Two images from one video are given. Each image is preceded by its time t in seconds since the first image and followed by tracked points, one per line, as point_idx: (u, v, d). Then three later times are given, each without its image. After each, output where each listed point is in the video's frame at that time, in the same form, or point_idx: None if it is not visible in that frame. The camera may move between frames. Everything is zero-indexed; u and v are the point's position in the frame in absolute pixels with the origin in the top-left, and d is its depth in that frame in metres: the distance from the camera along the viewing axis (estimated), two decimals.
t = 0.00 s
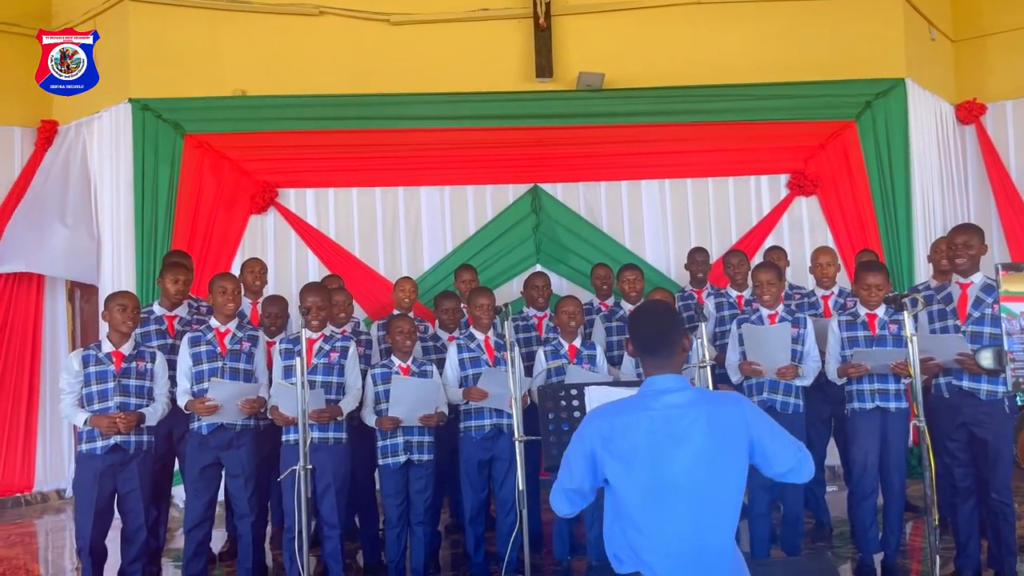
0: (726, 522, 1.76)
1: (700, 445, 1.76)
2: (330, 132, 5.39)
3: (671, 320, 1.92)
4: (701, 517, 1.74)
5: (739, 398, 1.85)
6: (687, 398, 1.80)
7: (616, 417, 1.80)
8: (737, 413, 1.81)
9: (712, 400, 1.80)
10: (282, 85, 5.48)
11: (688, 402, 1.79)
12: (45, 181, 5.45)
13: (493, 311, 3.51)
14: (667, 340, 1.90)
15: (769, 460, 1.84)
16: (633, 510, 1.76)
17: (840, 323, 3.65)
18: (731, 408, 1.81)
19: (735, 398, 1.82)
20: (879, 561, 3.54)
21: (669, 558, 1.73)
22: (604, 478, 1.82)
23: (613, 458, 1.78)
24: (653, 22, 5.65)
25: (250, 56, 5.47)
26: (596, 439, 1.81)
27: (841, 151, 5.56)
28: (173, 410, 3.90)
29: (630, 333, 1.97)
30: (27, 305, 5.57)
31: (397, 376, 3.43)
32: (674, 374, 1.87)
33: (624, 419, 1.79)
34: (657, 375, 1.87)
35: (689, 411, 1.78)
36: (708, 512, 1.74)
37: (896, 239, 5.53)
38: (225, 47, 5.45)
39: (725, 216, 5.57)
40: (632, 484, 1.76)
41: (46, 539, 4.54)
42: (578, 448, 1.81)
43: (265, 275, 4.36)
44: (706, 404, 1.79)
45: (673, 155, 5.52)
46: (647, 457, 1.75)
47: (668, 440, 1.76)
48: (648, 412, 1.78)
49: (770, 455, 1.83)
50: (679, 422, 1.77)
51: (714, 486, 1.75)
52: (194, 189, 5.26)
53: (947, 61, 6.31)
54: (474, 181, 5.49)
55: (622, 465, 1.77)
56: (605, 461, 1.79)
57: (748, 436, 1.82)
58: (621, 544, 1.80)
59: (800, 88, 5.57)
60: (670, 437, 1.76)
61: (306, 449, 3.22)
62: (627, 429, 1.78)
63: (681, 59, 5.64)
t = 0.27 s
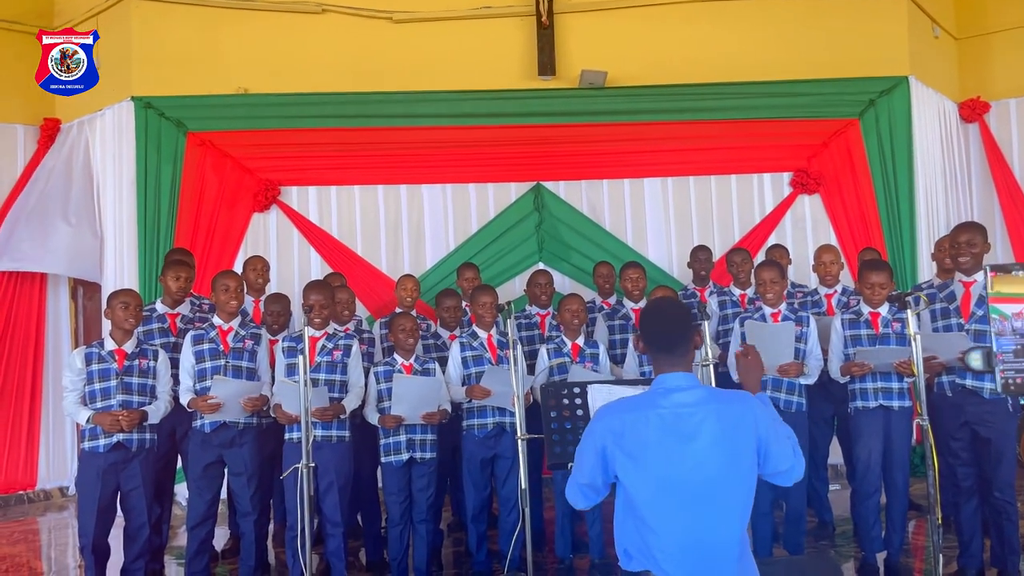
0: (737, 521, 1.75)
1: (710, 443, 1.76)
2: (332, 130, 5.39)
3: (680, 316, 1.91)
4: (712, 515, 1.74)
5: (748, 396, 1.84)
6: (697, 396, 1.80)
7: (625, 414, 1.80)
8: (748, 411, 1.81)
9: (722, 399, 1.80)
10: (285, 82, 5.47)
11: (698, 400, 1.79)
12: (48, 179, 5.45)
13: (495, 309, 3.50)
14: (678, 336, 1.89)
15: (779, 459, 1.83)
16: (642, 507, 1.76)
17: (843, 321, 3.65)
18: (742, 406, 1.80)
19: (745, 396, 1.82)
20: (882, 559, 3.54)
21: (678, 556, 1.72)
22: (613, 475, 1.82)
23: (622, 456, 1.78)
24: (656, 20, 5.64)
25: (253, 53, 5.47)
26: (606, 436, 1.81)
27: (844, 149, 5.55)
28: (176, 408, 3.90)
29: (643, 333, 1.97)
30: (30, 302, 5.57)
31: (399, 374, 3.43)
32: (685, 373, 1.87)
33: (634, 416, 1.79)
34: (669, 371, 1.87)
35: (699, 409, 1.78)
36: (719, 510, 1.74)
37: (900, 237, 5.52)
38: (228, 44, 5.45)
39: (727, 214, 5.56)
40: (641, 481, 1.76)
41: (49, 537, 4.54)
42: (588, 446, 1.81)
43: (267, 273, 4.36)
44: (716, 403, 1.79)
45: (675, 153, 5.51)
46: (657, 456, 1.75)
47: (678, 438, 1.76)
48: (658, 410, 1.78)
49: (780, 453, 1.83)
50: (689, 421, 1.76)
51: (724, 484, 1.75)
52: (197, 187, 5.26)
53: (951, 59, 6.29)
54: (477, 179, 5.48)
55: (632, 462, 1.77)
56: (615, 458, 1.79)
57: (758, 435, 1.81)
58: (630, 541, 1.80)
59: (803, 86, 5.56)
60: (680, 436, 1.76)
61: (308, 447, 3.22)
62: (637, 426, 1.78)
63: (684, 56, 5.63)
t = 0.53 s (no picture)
0: (741, 519, 1.75)
1: (715, 438, 1.75)
2: (335, 127, 5.38)
3: (686, 309, 1.91)
4: (716, 513, 1.73)
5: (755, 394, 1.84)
6: (704, 393, 1.79)
7: (631, 409, 1.80)
8: (755, 409, 1.80)
9: (728, 396, 1.79)
10: (287, 79, 5.47)
11: (705, 397, 1.78)
12: (51, 175, 5.45)
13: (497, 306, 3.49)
14: (687, 331, 1.89)
15: (786, 458, 1.83)
16: (645, 502, 1.76)
17: (846, 318, 3.64)
18: (749, 404, 1.80)
19: (752, 394, 1.82)
20: (884, 557, 3.54)
21: (680, 552, 1.72)
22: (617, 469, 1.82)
23: (626, 450, 1.78)
24: (659, 17, 5.63)
25: (255, 51, 5.46)
26: (610, 430, 1.81)
27: (847, 147, 5.55)
28: (178, 405, 3.90)
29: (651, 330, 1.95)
30: (32, 299, 5.57)
31: (402, 371, 3.44)
32: (694, 368, 1.87)
33: (639, 409, 1.79)
34: (679, 367, 1.87)
35: (706, 406, 1.77)
36: (723, 508, 1.74)
37: (903, 235, 5.51)
38: (230, 41, 5.44)
39: (730, 211, 5.55)
40: (645, 477, 1.76)
41: (52, 533, 4.54)
42: (592, 439, 1.81)
43: (269, 270, 4.33)
44: (723, 400, 1.79)
45: (678, 150, 5.51)
46: (662, 452, 1.75)
47: (683, 435, 1.76)
48: (664, 405, 1.78)
49: (787, 452, 1.83)
50: (694, 418, 1.76)
51: (729, 482, 1.75)
52: (199, 184, 5.26)
53: (955, 57, 6.28)
54: (480, 177, 5.47)
55: (636, 456, 1.77)
56: (618, 452, 1.79)
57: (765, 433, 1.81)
58: (632, 536, 1.80)
59: (806, 83, 5.55)
60: (685, 432, 1.76)
61: (311, 443, 3.22)
62: (642, 420, 1.78)
63: (687, 54, 5.62)
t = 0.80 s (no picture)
0: (735, 513, 1.76)
1: (710, 435, 1.76)
2: (336, 124, 5.38)
3: (687, 308, 1.90)
4: (709, 508, 1.74)
5: (755, 390, 1.82)
6: (701, 390, 1.78)
7: (627, 402, 1.82)
8: (752, 405, 1.79)
9: (726, 393, 1.78)
10: (288, 77, 5.47)
11: (702, 394, 1.78)
12: (52, 173, 5.46)
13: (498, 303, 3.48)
14: (688, 329, 1.88)
15: (784, 453, 1.82)
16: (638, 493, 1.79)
17: (847, 314, 3.65)
18: (747, 400, 1.79)
19: (751, 391, 1.81)
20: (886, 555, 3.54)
21: (672, 542, 1.75)
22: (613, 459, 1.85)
23: (621, 443, 1.80)
24: (661, 14, 5.62)
25: (257, 48, 5.46)
26: (606, 421, 1.83)
27: (849, 144, 5.54)
28: (179, 402, 3.91)
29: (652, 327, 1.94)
30: (33, 296, 5.57)
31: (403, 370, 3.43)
32: (692, 365, 1.86)
33: (635, 404, 1.80)
34: (677, 363, 1.87)
35: (702, 403, 1.77)
36: (716, 502, 1.74)
37: (904, 232, 5.51)
38: (232, 39, 5.44)
39: (731, 209, 5.55)
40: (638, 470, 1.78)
41: (53, 530, 4.55)
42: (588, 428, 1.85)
43: (271, 267, 4.32)
44: (720, 397, 1.78)
45: (680, 148, 5.50)
46: (656, 447, 1.76)
47: (677, 431, 1.76)
48: (660, 401, 1.78)
49: (786, 447, 1.82)
50: (690, 415, 1.76)
51: (723, 477, 1.75)
52: (200, 181, 5.25)
53: (957, 54, 6.27)
54: (481, 174, 5.47)
55: (630, 450, 1.79)
56: (614, 444, 1.82)
57: (762, 429, 1.81)
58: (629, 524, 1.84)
59: (809, 81, 5.53)
60: (680, 428, 1.76)
61: (314, 440, 3.22)
62: (638, 414, 1.79)
63: (688, 51, 5.61)
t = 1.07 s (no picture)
0: (726, 514, 1.75)
1: (699, 435, 1.76)
2: (337, 122, 5.38)
3: (682, 311, 1.91)
4: (699, 508, 1.74)
5: (747, 389, 1.81)
6: (690, 390, 1.78)
7: (617, 403, 1.82)
8: (743, 406, 1.78)
9: (716, 394, 1.78)
10: (289, 74, 5.46)
11: (691, 395, 1.78)
12: (53, 171, 5.46)
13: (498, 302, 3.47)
14: (681, 330, 1.89)
15: (778, 453, 1.80)
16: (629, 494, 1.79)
17: (847, 313, 3.62)
18: (738, 400, 1.78)
19: (742, 390, 1.80)
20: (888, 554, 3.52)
21: (663, 543, 1.75)
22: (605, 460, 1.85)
23: (611, 445, 1.81)
24: (662, 12, 5.61)
25: (257, 46, 5.45)
26: (597, 423, 1.84)
27: (851, 142, 5.53)
28: (180, 400, 3.90)
29: (644, 326, 1.94)
30: (34, 294, 5.57)
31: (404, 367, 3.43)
32: (682, 364, 1.85)
33: (624, 404, 1.81)
34: (666, 363, 1.85)
35: (691, 403, 1.77)
36: (706, 503, 1.74)
37: (905, 230, 5.51)
38: (232, 37, 5.43)
39: (732, 207, 5.55)
40: (628, 471, 1.78)
41: (54, 528, 4.55)
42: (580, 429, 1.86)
43: (272, 265, 4.32)
44: (710, 397, 1.78)
45: (681, 146, 5.49)
46: (645, 448, 1.76)
47: (666, 432, 1.76)
48: (649, 402, 1.79)
49: (779, 447, 1.80)
50: (678, 416, 1.76)
51: (713, 478, 1.75)
52: (201, 179, 5.25)
53: (959, 52, 6.26)
54: (482, 172, 5.47)
55: (620, 451, 1.80)
56: (604, 446, 1.82)
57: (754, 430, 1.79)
58: (621, 525, 1.84)
59: (810, 79, 5.53)
60: (669, 430, 1.76)
61: (314, 438, 3.22)
62: (628, 415, 1.80)
63: (690, 49, 5.60)
